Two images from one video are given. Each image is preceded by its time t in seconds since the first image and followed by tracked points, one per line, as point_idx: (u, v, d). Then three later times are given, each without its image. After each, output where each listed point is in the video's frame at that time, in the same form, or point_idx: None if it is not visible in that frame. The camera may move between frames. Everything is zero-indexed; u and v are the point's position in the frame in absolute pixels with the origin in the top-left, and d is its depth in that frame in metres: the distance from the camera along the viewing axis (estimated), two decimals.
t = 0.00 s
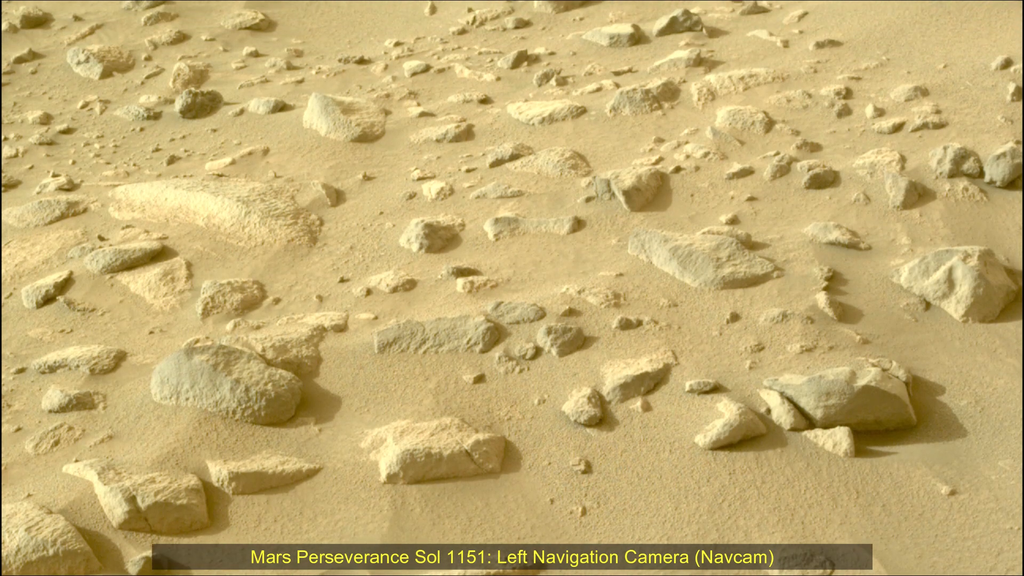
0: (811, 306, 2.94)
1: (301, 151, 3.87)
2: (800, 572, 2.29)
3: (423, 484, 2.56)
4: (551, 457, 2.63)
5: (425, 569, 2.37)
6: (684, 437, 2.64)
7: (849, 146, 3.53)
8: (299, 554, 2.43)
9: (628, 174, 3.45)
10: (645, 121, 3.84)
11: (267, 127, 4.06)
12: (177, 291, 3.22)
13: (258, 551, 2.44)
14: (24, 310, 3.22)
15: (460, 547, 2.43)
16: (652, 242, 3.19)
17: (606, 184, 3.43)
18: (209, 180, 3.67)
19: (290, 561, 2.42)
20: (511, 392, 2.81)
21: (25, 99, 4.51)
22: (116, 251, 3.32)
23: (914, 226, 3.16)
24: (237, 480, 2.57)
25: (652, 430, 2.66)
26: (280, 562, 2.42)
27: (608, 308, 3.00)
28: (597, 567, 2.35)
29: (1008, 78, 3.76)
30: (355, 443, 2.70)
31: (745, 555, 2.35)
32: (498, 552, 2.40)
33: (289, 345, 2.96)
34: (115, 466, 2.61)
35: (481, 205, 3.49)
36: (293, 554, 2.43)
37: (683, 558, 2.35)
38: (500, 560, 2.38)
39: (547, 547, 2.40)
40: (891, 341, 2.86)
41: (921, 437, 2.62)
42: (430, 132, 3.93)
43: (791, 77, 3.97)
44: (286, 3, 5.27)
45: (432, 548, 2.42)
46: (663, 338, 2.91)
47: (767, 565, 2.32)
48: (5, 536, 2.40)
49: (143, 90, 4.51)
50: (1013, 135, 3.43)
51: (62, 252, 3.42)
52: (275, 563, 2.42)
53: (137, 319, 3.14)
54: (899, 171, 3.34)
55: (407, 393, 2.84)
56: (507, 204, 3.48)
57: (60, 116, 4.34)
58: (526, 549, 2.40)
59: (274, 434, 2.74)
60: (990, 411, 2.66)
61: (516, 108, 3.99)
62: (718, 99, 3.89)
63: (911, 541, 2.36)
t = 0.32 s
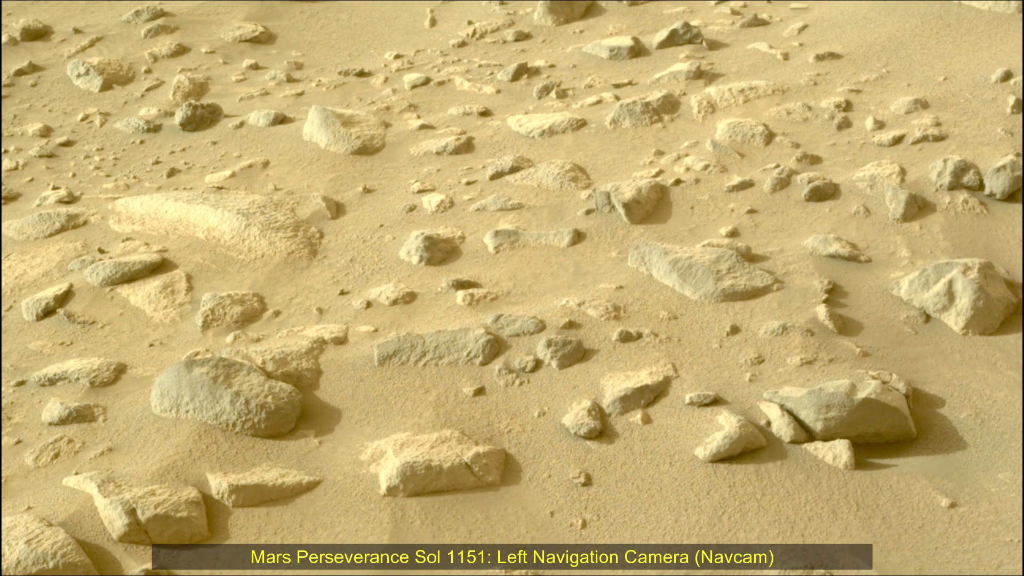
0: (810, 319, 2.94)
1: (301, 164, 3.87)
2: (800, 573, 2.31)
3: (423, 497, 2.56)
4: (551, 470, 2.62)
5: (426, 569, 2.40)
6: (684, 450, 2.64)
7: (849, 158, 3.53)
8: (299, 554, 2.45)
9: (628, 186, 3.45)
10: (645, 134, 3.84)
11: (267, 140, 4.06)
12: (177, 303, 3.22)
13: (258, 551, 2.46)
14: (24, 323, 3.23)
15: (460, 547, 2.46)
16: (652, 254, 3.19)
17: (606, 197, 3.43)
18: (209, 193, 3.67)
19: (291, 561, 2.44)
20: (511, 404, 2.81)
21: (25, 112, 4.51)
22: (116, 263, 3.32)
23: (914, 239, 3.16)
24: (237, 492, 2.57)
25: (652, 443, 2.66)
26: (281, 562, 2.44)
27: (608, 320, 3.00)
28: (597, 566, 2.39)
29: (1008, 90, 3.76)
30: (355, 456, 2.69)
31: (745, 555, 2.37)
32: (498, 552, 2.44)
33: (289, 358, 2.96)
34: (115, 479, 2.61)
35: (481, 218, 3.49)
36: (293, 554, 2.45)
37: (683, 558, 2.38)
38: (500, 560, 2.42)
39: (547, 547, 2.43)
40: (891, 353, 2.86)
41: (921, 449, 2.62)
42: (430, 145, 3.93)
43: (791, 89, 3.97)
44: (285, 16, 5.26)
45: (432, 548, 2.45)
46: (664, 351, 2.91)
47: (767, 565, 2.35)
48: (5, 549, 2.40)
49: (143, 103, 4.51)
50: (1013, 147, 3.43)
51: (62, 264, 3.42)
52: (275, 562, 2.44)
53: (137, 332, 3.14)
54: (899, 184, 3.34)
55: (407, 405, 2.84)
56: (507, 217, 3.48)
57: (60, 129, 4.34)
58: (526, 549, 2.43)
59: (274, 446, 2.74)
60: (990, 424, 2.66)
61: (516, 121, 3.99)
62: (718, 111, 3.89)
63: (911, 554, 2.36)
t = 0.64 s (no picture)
0: (810, 331, 2.94)
1: (301, 177, 3.87)
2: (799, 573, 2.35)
3: (423, 509, 2.56)
4: (551, 482, 2.62)
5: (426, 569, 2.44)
6: (683, 462, 2.64)
7: (849, 171, 3.53)
8: (299, 554, 2.48)
9: (628, 199, 3.45)
10: (645, 146, 3.84)
11: (267, 153, 4.06)
12: (177, 316, 3.22)
13: (258, 551, 2.49)
14: (24, 336, 3.23)
15: (460, 547, 2.49)
16: (652, 267, 3.19)
17: (606, 210, 3.43)
18: (209, 206, 3.67)
19: (290, 561, 2.47)
20: (511, 417, 2.81)
21: (25, 124, 4.51)
22: (116, 276, 3.33)
23: (914, 252, 3.16)
24: (237, 505, 2.57)
25: (652, 455, 2.66)
26: (281, 561, 2.47)
27: (608, 333, 3.00)
28: (596, 566, 2.42)
29: (1008, 103, 3.76)
30: (355, 468, 2.69)
31: (745, 555, 2.40)
32: (498, 552, 2.46)
33: (289, 371, 2.96)
34: (115, 491, 2.61)
35: (481, 230, 3.49)
36: (293, 554, 2.48)
37: (683, 558, 2.40)
38: (500, 560, 2.44)
39: (547, 547, 2.46)
40: (891, 366, 2.86)
41: (921, 462, 2.62)
42: (430, 157, 3.93)
43: (791, 101, 3.97)
44: (285, 27, 5.26)
45: (432, 548, 2.48)
46: (663, 363, 2.91)
47: (767, 565, 2.39)
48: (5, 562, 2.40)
49: (143, 116, 4.51)
50: (1013, 160, 3.43)
51: (62, 277, 3.42)
52: (275, 562, 2.47)
53: (137, 344, 3.14)
54: (899, 196, 3.34)
55: (407, 418, 2.83)
56: (507, 229, 3.48)
57: (60, 141, 4.34)
58: (526, 549, 2.46)
59: (274, 459, 2.74)
60: (990, 436, 2.66)
61: (516, 133, 3.99)
62: (718, 124, 3.89)
63: (911, 566, 2.36)
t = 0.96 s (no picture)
0: (811, 344, 2.94)
1: (301, 190, 3.87)
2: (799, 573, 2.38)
3: (423, 522, 2.56)
4: (551, 495, 2.62)
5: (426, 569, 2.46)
6: (683, 475, 2.63)
7: (849, 184, 3.53)
8: (299, 554, 2.50)
9: (628, 212, 3.45)
10: (645, 159, 3.84)
11: (267, 166, 4.06)
12: (177, 329, 3.22)
13: (258, 551, 2.51)
14: (24, 348, 3.23)
15: (460, 547, 2.51)
16: (652, 280, 3.19)
17: (606, 223, 3.43)
18: (209, 218, 3.67)
19: (290, 561, 2.49)
20: (511, 430, 2.80)
21: (25, 137, 4.51)
22: (116, 288, 3.33)
23: (914, 264, 3.16)
24: (237, 518, 2.56)
25: (652, 468, 2.65)
26: (281, 562, 2.49)
27: (608, 345, 3.00)
28: (597, 566, 2.44)
29: (1009, 115, 3.75)
30: (355, 481, 2.69)
31: (745, 555, 2.43)
32: (498, 552, 2.48)
33: (289, 383, 2.96)
34: (115, 504, 2.61)
35: (481, 243, 3.49)
36: (293, 554, 2.50)
37: (683, 558, 2.43)
38: (500, 560, 2.46)
39: (547, 548, 2.48)
40: (891, 379, 2.86)
41: (921, 475, 2.62)
42: (429, 170, 3.93)
43: (791, 114, 3.97)
44: (285, 40, 5.26)
45: (432, 548, 2.50)
46: (663, 376, 2.90)
47: (766, 564, 2.41)
48: None
49: (143, 128, 4.51)
50: (1013, 173, 3.43)
51: (62, 289, 3.42)
52: (275, 562, 2.49)
53: (137, 357, 3.14)
54: (899, 209, 3.34)
55: (407, 430, 2.83)
56: (507, 242, 3.48)
57: (60, 154, 4.34)
58: (526, 549, 2.48)
59: (274, 472, 2.73)
60: (990, 449, 2.66)
61: (516, 146, 3.99)
62: (718, 137, 3.89)
63: None
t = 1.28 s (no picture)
0: (810, 356, 2.94)
1: (300, 202, 3.87)
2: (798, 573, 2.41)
3: (423, 535, 2.55)
4: (551, 507, 2.61)
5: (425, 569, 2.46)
6: (683, 487, 2.63)
7: (849, 196, 3.54)
8: (299, 554, 2.52)
9: (628, 224, 3.45)
10: (645, 171, 3.84)
11: (267, 178, 4.06)
12: (177, 341, 3.22)
13: (258, 551, 2.53)
14: (24, 361, 3.23)
15: (460, 547, 2.52)
16: (652, 292, 3.19)
17: (606, 235, 3.43)
18: (209, 231, 3.68)
19: (291, 561, 2.51)
20: (511, 442, 2.80)
21: (25, 149, 4.51)
22: (116, 301, 3.33)
23: (914, 277, 3.17)
24: (237, 530, 2.55)
25: (652, 480, 2.65)
26: (281, 561, 2.51)
27: (608, 358, 3.00)
28: (598, 566, 2.46)
29: (1009, 128, 3.75)
30: (355, 494, 2.68)
31: (745, 555, 2.45)
32: (498, 552, 2.50)
33: (289, 396, 2.96)
34: (115, 516, 2.61)
35: (481, 256, 3.49)
36: (293, 554, 2.52)
37: (683, 558, 2.45)
38: (500, 560, 2.48)
39: (547, 548, 2.50)
40: (891, 391, 2.86)
41: (921, 487, 2.62)
42: (429, 183, 3.94)
43: (791, 127, 3.97)
44: (285, 53, 5.26)
45: (432, 548, 2.51)
46: (664, 389, 2.90)
47: (766, 564, 2.44)
48: None
49: (143, 141, 4.51)
50: (1013, 185, 3.43)
51: (62, 302, 3.42)
52: (275, 562, 2.51)
53: (137, 370, 3.14)
54: (899, 221, 3.34)
55: (407, 443, 2.83)
56: (507, 254, 3.48)
57: (60, 167, 4.34)
58: (526, 549, 2.51)
59: (274, 484, 2.73)
60: (990, 462, 2.66)
61: (516, 158, 3.99)
62: (718, 149, 3.89)
63: None
